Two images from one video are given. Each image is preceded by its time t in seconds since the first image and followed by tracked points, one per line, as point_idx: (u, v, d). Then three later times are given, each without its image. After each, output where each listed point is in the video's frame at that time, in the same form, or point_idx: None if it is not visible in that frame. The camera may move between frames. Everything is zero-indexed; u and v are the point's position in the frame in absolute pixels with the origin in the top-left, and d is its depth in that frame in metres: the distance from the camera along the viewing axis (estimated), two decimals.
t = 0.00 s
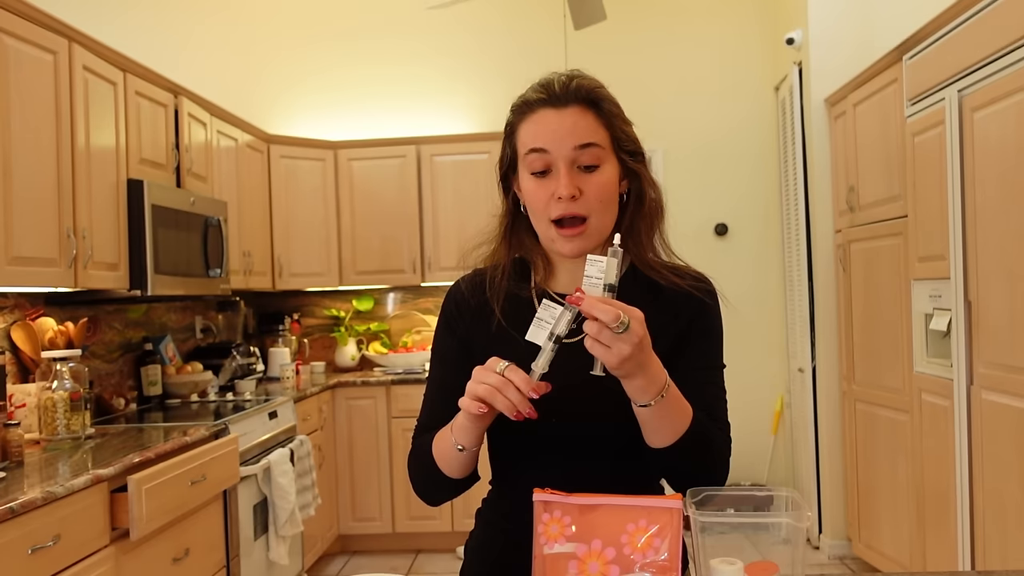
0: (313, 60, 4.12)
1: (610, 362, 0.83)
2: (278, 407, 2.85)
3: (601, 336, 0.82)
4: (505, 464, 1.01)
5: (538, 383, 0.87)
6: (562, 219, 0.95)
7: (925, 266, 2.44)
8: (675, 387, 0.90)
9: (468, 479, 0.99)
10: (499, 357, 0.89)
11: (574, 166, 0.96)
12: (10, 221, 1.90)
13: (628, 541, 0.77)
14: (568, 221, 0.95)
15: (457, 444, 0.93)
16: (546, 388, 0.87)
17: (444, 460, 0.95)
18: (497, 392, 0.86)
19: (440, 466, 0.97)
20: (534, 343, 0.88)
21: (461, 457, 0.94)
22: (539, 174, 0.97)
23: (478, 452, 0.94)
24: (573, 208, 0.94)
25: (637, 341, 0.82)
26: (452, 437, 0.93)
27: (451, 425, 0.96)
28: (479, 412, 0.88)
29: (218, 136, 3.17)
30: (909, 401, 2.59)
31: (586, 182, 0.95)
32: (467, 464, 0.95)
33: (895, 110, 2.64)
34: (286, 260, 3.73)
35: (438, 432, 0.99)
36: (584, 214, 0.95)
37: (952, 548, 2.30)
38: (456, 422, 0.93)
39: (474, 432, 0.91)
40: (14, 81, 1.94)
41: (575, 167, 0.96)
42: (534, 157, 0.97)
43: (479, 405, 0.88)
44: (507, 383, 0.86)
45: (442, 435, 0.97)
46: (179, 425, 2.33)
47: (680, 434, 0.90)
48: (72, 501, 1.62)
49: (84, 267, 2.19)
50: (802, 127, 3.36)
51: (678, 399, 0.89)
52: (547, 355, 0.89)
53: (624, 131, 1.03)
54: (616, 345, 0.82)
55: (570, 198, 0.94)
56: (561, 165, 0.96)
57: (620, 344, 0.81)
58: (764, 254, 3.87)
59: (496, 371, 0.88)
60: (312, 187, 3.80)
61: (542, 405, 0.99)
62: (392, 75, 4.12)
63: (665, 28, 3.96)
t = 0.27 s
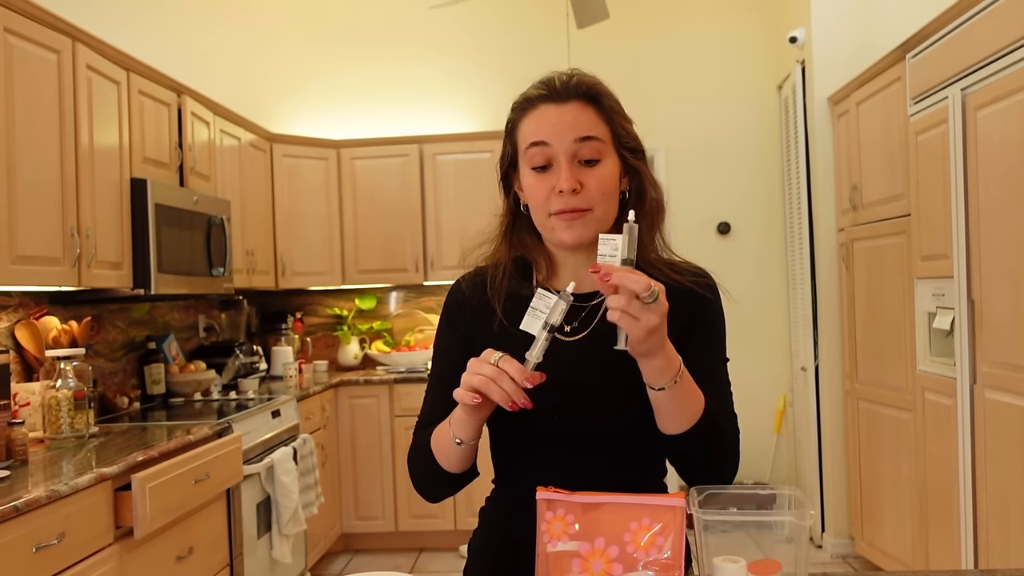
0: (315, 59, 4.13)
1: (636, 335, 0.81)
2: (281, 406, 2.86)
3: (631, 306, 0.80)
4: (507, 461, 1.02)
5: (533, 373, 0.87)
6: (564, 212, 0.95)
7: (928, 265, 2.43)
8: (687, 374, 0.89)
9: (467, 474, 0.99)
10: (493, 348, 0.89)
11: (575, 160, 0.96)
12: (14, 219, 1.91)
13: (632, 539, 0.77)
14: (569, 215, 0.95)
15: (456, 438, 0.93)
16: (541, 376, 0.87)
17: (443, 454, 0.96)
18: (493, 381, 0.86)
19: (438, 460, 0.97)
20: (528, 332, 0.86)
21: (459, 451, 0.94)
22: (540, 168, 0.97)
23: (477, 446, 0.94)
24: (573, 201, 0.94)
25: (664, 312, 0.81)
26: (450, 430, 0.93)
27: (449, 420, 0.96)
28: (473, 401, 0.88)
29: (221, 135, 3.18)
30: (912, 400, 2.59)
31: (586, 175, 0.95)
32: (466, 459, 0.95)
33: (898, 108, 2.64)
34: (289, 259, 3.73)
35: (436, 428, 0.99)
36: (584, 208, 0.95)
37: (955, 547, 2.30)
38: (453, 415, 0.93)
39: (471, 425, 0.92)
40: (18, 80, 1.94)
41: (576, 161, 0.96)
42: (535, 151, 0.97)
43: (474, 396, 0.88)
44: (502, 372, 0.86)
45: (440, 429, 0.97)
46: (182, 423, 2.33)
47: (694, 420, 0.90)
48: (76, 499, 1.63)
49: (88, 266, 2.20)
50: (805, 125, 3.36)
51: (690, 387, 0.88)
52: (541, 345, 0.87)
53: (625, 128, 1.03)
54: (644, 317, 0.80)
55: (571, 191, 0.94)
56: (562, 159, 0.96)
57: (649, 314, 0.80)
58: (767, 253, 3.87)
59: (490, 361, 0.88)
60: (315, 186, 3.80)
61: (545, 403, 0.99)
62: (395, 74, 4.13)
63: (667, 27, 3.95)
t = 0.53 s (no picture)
0: (317, 59, 4.13)
1: (642, 306, 0.82)
2: (284, 405, 2.86)
3: (631, 278, 0.81)
4: (510, 458, 1.02)
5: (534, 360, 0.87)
6: (569, 211, 0.95)
7: (930, 263, 2.43)
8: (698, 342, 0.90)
9: (465, 463, 0.98)
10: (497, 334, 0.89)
11: (579, 159, 0.96)
12: (17, 219, 1.91)
13: (634, 537, 0.77)
14: (575, 213, 0.95)
15: (452, 426, 0.93)
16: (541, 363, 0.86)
17: (439, 444, 0.96)
18: (492, 363, 0.86)
19: (435, 451, 0.96)
20: (534, 318, 0.86)
21: (455, 438, 0.94)
22: (544, 167, 0.97)
23: (473, 435, 0.94)
24: (579, 199, 0.94)
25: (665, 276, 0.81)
26: (448, 417, 0.94)
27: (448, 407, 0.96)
28: (472, 382, 0.88)
29: (224, 135, 3.18)
30: (915, 398, 2.59)
31: (591, 173, 0.95)
32: (462, 449, 0.95)
33: (901, 106, 2.63)
34: (291, 258, 3.73)
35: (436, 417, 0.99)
36: (590, 206, 0.95)
37: (959, 546, 2.29)
38: (452, 401, 0.93)
39: (469, 411, 0.92)
40: (20, 80, 1.95)
41: (580, 159, 0.96)
42: (539, 151, 0.97)
43: (472, 377, 0.88)
44: (502, 356, 0.86)
45: (439, 417, 0.97)
46: (186, 423, 2.34)
47: (712, 389, 0.90)
48: (80, 498, 1.63)
49: (90, 266, 2.20)
50: (807, 124, 3.35)
51: (702, 354, 0.89)
52: (546, 331, 0.87)
53: (627, 126, 1.04)
54: (646, 286, 0.81)
55: (576, 189, 0.93)
56: (566, 157, 0.96)
57: (649, 282, 0.81)
58: (769, 252, 3.87)
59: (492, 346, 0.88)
60: (317, 185, 3.80)
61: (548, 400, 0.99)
62: (396, 74, 4.13)
63: (669, 25, 3.95)
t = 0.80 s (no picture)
0: (320, 58, 4.13)
1: (639, 334, 0.82)
2: (288, 404, 2.87)
3: (627, 308, 0.81)
4: (516, 459, 1.02)
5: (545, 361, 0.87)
6: (574, 213, 0.95)
7: (934, 262, 2.43)
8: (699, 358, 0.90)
9: (475, 464, 0.98)
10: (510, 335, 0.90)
11: (579, 160, 0.96)
12: (21, 217, 1.91)
13: (641, 536, 0.77)
14: (579, 215, 0.95)
15: (463, 425, 0.94)
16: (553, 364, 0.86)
17: (450, 443, 0.96)
18: (505, 363, 0.86)
19: (445, 450, 0.97)
20: (546, 319, 0.85)
21: (466, 438, 0.94)
22: (546, 171, 0.97)
23: (483, 435, 0.94)
24: (582, 200, 0.94)
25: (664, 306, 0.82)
26: (458, 416, 0.94)
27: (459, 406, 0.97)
28: (483, 380, 0.88)
29: (227, 134, 3.18)
30: (919, 397, 2.58)
31: (592, 174, 0.95)
32: (473, 448, 0.95)
33: (905, 105, 2.63)
34: (294, 257, 3.73)
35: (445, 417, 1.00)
36: (594, 207, 0.95)
37: (963, 545, 2.29)
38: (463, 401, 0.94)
39: (480, 411, 0.92)
40: (25, 78, 1.95)
41: (581, 160, 0.96)
42: (538, 156, 0.97)
43: (484, 376, 0.88)
44: (514, 356, 0.86)
45: (449, 416, 0.98)
46: (190, 421, 2.34)
47: (711, 406, 0.90)
48: (85, 497, 1.63)
49: (95, 264, 2.21)
50: (811, 122, 3.35)
51: (702, 372, 0.89)
52: (557, 332, 0.86)
53: (624, 121, 1.03)
54: (643, 315, 0.81)
55: (579, 191, 0.93)
56: (567, 160, 0.96)
57: (646, 312, 0.81)
58: (772, 251, 3.86)
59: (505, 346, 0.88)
60: (320, 184, 3.80)
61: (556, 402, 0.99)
62: (399, 72, 4.13)
63: (672, 24, 3.94)
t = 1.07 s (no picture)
0: (323, 57, 4.13)
1: (653, 330, 0.82)
2: (291, 403, 2.87)
3: (644, 303, 0.80)
4: (520, 461, 1.02)
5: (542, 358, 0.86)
6: (575, 211, 0.94)
7: (937, 262, 2.42)
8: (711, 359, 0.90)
9: (477, 462, 0.98)
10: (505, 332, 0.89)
11: (580, 158, 0.96)
12: (24, 215, 1.91)
13: (645, 535, 0.76)
14: (581, 213, 0.94)
15: (462, 425, 0.94)
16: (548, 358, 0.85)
17: (450, 443, 0.96)
18: (500, 363, 0.86)
19: (447, 451, 0.97)
20: (541, 316, 0.84)
21: (467, 437, 0.94)
22: (547, 169, 0.97)
23: (483, 433, 0.94)
24: (584, 198, 0.94)
25: (680, 304, 0.81)
26: (458, 417, 0.94)
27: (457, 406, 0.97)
28: (479, 379, 0.88)
29: (230, 133, 3.18)
30: (922, 397, 2.58)
31: (593, 171, 0.95)
32: (473, 447, 0.95)
33: (908, 104, 2.62)
34: (297, 256, 3.73)
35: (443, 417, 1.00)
36: (596, 204, 0.94)
37: (966, 545, 2.28)
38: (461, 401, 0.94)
39: (478, 410, 0.92)
40: (28, 77, 1.95)
41: (582, 157, 0.96)
42: (539, 154, 0.97)
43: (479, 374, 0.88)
44: (509, 355, 0.85)
45: (449, 416, 0.98)
46: (193, 420, 2.34)
47: (718, 406, 0.90)
48: (88, 495, 1.63)
49: (98, 263, 2.21)
50: (814, 122, 3.34)
51: (712, 371, 0.89)
52: (552, 329, 0.85)
53: (625, 119, 1.03)
54: (659, 312, 0.80)
55: (580, 188, 0.93)
56: (567, 157, 0.96)
57: (662, 309, 0.80)
58: (775, 250, 3.86)
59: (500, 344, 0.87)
60: (322, 183, 3.80)
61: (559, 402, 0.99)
62: (402, 71, 4.13)
63: (674, 23, 3.94)
